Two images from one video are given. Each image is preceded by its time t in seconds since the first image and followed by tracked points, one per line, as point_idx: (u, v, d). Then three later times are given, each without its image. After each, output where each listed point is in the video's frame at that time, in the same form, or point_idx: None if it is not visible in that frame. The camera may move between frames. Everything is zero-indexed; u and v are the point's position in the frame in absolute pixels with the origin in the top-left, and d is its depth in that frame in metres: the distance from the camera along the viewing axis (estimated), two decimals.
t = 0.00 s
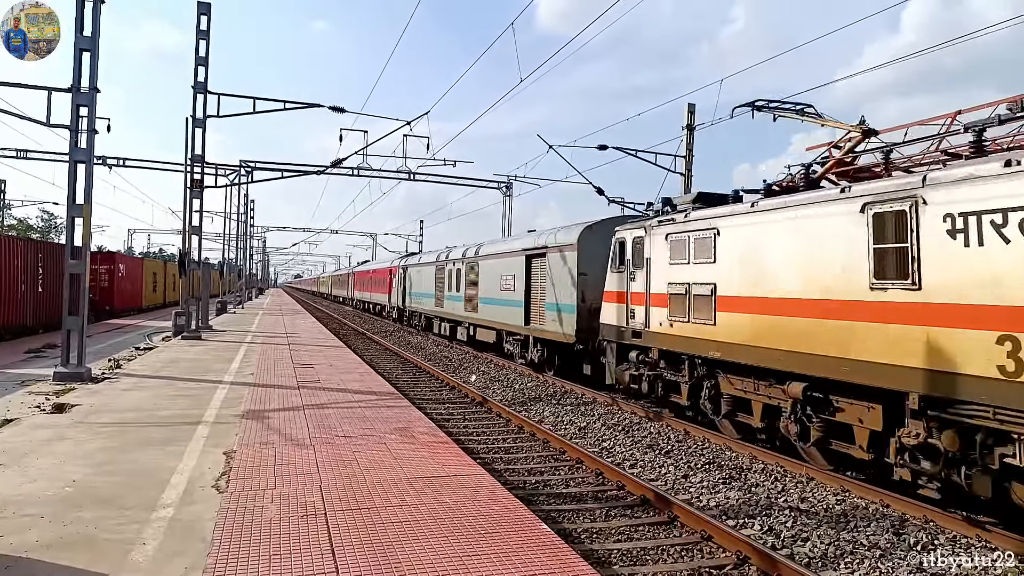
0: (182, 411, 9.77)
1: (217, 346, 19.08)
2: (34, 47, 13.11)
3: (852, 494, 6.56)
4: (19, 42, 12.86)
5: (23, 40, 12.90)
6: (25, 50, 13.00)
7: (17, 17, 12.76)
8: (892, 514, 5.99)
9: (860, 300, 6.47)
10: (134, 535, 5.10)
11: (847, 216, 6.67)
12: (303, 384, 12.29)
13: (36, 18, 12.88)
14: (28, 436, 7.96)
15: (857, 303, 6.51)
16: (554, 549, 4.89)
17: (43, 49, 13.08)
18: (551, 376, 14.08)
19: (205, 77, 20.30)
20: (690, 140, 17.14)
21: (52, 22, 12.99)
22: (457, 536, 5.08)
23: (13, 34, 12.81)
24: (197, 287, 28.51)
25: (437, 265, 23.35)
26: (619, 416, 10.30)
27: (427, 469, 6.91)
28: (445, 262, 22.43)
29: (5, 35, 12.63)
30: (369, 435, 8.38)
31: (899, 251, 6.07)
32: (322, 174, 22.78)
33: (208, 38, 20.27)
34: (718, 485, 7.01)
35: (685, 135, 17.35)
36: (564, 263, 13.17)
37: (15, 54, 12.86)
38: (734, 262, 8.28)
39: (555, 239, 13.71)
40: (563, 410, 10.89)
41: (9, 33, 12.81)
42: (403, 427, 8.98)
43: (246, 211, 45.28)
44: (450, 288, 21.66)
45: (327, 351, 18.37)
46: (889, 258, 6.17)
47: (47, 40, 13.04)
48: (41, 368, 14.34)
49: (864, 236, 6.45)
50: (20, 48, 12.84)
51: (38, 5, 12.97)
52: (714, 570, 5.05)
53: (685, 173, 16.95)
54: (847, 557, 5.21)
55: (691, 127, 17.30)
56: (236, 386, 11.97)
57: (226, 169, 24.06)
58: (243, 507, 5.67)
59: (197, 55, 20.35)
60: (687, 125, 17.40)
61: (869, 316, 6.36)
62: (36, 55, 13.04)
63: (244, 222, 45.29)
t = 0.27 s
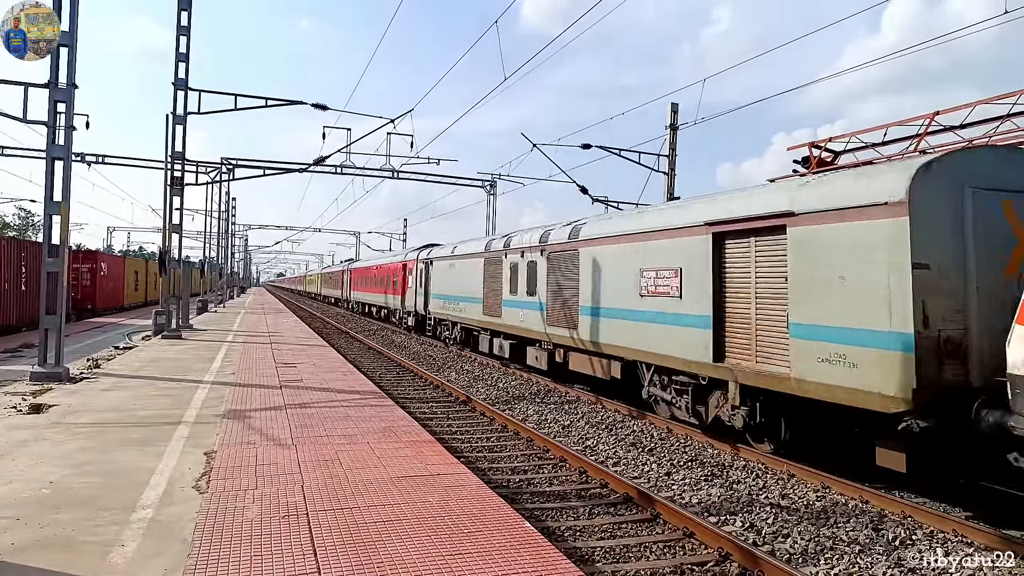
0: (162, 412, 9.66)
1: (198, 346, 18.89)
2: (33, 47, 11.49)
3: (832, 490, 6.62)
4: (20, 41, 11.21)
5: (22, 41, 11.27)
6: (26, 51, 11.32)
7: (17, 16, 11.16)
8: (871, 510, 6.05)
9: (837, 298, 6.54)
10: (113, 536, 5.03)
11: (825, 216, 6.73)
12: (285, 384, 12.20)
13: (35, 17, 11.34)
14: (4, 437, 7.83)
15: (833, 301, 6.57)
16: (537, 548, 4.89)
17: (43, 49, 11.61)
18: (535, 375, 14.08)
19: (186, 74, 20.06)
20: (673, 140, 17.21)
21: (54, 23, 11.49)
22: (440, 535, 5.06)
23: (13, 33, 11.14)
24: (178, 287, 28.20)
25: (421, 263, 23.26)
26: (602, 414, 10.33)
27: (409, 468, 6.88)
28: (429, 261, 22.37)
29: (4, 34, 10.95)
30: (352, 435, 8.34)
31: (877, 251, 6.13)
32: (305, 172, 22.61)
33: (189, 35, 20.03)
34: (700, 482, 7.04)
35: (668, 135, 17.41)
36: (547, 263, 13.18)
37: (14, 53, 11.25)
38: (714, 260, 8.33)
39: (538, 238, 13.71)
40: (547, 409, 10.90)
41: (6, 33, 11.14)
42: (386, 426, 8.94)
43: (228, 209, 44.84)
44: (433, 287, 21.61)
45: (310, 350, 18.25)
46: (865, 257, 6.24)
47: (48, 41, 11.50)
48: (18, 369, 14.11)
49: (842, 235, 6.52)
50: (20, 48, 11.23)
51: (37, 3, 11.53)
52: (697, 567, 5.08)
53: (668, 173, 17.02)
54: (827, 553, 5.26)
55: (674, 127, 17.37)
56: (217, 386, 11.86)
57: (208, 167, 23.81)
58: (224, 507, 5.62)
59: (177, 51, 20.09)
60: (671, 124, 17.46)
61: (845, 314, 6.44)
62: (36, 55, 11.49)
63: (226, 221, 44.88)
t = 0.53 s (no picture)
0: (136, 410, 9.52)
1: (174, 343, 18.65)
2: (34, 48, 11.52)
3: (807, 485, 6.70)
4: (19, 42, 11.40)
5: (22, 40, 11.43)
6: (25, 51, 11.49)
7: (17, 16, 11.36)
8: (846, 505, 6.14)
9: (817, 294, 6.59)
10: (85, 537, 4.94)
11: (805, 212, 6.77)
12: (262, 382, 12.09)
13: (36, 17, 11.37)
14: None
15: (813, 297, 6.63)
16: (516, 545, 4.89)
17: (43, 50, 11.52)
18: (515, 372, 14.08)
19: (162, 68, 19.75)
20: (653, 138, 17.29)
21: (54, 23, 11.44)
22: (419, 534, 5.05)
23: (12, 33, 11.37)
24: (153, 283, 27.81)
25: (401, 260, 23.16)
26: (582, 411, 10.36)
27: (388, 466, 6.85)
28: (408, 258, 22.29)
29: (4, 34, 11.13)
30: (329, 433, 8.28)
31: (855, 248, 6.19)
32: (283, 168, 22.40)
33: (164, 27, 19.72)
34: (679, 478, 7.09)
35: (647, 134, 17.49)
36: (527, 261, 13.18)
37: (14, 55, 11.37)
38: (697, 256, 8.31)
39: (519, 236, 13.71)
40: (526, 406, 10.90)
41: (7, 34, 11.38)
42: (364, 424, 8.89)
43: (204, 205, 44.25)
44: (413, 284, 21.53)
45: (287, 348, 18.10)
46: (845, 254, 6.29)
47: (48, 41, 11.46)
48: None
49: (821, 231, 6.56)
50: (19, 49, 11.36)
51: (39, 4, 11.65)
52: (674, 562, 5.11)
53: (647, 170, 17.10)
54: (802, 547, 5.32)
55: (653, 125, 17.45)
56: (193, 384, 11.71)
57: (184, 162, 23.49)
58: (199, 507, 5.55)
59: (153, 44, 19.77)
60: (650, 122, 17.54)
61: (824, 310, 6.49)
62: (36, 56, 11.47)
63: (202, 217, 44.35)
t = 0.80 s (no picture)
0: (121, 411, 9.44)
1: (159, 343, 18.51)
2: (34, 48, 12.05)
3: (793, 484, 6.75)
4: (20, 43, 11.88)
5: (23, 40, 11.92)
6: (25, 51, 11.99)
7: (19, 17, 11.80)
8: (832, 503, 6.18)
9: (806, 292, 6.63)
10: (68, 539, 4.90)
11: (794, 211, 6.81)
12: (249, 382, 12.03)
13: (36, 17, 11.81)
14: None
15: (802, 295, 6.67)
16: (504, 545, 4.89)
17: (43, 50, 12.03)
18: (503, 371, 14.08)
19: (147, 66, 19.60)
20: (641, 139, 17.34)
21: (53, 23, 11.85)
22: (406, 534, 5.04)
23: (13, 33, 11.85)
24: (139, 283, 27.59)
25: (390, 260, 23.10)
26: (570, 410, 10.38)
27: (375, 467, 6.83)
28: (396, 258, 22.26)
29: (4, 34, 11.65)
30: (317, 433, 8.25)
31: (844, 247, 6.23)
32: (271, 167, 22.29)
33: (150, 25, 19.56)
34: (666, 478, 7.12)
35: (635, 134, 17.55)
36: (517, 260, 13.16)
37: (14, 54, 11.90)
38: (693, 252, 8.22)
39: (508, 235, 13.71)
40: (515, 406, 10.91)
41: (8, 33, 11.86)
42: (352, 424, 8.87)
43: (190, 204, 43.92)
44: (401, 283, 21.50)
45: (274, 348, 18.01)
46: (834, 253, 6.33)
47: (47, 41, 11.96)
48: None
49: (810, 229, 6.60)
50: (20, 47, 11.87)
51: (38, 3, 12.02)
52: (661, 561, 5.14)
53: (635, 170, 17.15)
54: (789, 545, 5.35)
55: (642, 126, 17.51)
56: (179, 384, 11.63)
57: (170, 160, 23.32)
58: (185, 508, 5.51)
59: (138, 42, 19.60)
60: (638, 122, 17.59)
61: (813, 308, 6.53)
62: (36, 56, 11.99)
63: (187, 216, 44.05)
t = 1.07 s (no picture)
0: (114, 412, 9.38)
1: (152, 345, 18.43)
2: (34, 48, 12.05)
3: (787, 485, 6.77)
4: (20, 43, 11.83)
5: (23, 40, 11.87)
6: (26, 51, 11.91)
7: (18, 17, 11.78)
8: (826, 505, 6.20)
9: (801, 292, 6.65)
10: (61, 541, 4.87)
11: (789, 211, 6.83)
12: (243, 383, 11.98)
13: (36, 17, 11.79)
14: None
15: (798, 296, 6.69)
16: (499, 546, 4.89)
17: (42, 49, 12.01)
18: (498, 373, 14.08)
19: (141, 66, 19.51)
20: (636, 140, 17.36)
21: (54, 23, 11.91)
22: (401, 536, 5.03)
23: (13, 33, 11.82)
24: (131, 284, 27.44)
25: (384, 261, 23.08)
26: (565, 412, 10.39)
27: (370, 468, 6.82)
28: (391, 259, 22.23)
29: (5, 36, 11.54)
30: (311, 435, 8.23)
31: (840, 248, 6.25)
32: (265, 168, 22.22)
33: (144, 25, 19.47)
34: (661, 479, 7.12)
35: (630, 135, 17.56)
36: (512, 261, 13.16)
37: (14, 54, 11.92)
38: (691, 254, 8.18)
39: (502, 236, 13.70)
40: (510, 407, 10.91)
41: (7, 33, 11.81)
42: (346, 426, 8.84)
43: (184, 204, 43.77)
44: (395, 285, 21.47)
45: (268, 349, 17.95)
46: (829, 253, 6.35)
47: (48, 41, 11.94)
48: None
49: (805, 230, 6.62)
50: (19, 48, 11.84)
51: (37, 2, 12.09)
52: (656, 562, 5.14)
53: (630, 172, 17.18)
54: (783, 546, 5.37)
55: (636, 127, 17.53)
56: (172, 386, 11.58)
57: (163, 161, 23.23)
58: (178, 510, 5.49)
59: (132, 41, 19.51)
60: (633, 124, 17.63)
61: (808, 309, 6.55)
62: (36, 55, 11.95)
63: (181, 217, 43.90)
